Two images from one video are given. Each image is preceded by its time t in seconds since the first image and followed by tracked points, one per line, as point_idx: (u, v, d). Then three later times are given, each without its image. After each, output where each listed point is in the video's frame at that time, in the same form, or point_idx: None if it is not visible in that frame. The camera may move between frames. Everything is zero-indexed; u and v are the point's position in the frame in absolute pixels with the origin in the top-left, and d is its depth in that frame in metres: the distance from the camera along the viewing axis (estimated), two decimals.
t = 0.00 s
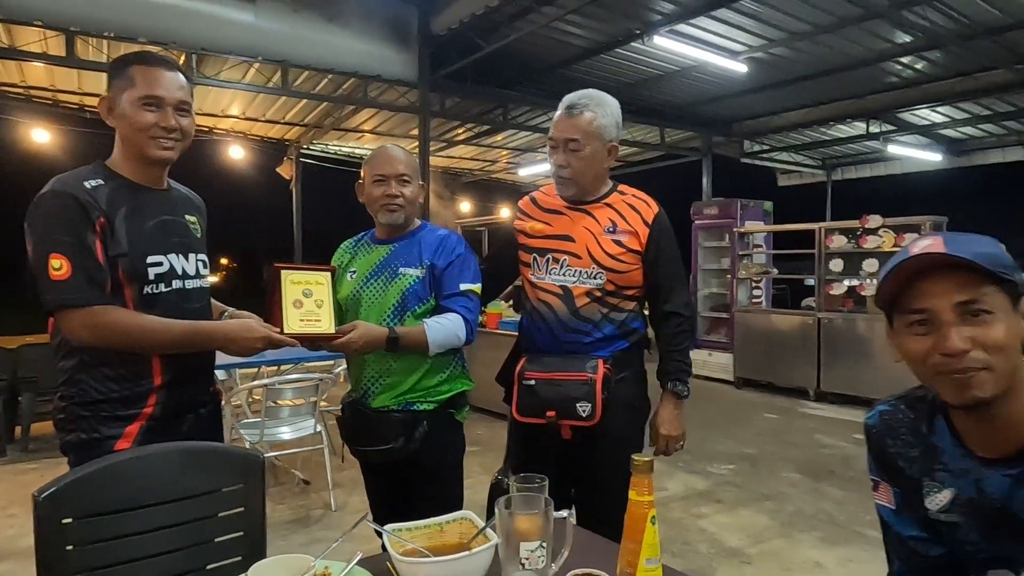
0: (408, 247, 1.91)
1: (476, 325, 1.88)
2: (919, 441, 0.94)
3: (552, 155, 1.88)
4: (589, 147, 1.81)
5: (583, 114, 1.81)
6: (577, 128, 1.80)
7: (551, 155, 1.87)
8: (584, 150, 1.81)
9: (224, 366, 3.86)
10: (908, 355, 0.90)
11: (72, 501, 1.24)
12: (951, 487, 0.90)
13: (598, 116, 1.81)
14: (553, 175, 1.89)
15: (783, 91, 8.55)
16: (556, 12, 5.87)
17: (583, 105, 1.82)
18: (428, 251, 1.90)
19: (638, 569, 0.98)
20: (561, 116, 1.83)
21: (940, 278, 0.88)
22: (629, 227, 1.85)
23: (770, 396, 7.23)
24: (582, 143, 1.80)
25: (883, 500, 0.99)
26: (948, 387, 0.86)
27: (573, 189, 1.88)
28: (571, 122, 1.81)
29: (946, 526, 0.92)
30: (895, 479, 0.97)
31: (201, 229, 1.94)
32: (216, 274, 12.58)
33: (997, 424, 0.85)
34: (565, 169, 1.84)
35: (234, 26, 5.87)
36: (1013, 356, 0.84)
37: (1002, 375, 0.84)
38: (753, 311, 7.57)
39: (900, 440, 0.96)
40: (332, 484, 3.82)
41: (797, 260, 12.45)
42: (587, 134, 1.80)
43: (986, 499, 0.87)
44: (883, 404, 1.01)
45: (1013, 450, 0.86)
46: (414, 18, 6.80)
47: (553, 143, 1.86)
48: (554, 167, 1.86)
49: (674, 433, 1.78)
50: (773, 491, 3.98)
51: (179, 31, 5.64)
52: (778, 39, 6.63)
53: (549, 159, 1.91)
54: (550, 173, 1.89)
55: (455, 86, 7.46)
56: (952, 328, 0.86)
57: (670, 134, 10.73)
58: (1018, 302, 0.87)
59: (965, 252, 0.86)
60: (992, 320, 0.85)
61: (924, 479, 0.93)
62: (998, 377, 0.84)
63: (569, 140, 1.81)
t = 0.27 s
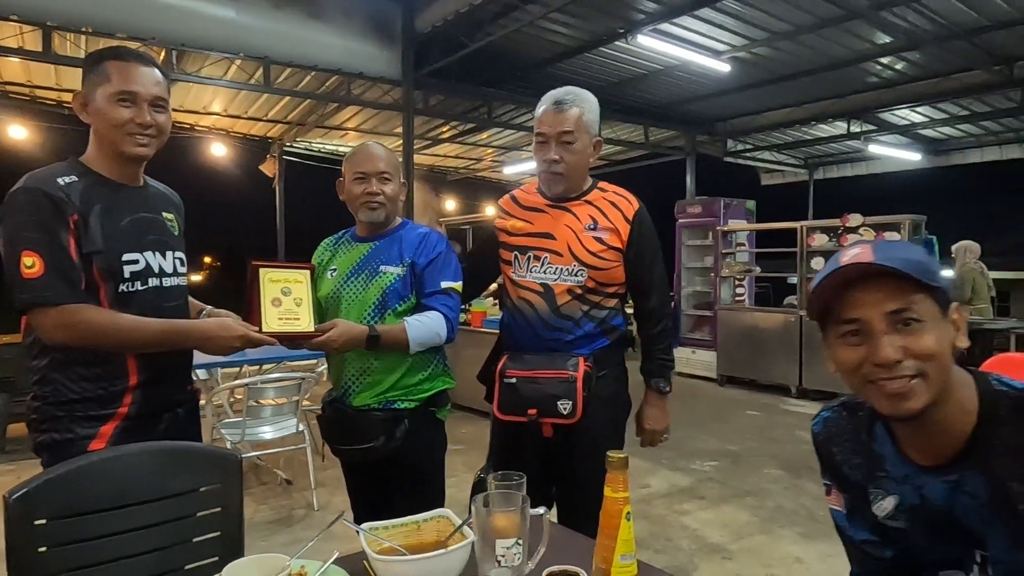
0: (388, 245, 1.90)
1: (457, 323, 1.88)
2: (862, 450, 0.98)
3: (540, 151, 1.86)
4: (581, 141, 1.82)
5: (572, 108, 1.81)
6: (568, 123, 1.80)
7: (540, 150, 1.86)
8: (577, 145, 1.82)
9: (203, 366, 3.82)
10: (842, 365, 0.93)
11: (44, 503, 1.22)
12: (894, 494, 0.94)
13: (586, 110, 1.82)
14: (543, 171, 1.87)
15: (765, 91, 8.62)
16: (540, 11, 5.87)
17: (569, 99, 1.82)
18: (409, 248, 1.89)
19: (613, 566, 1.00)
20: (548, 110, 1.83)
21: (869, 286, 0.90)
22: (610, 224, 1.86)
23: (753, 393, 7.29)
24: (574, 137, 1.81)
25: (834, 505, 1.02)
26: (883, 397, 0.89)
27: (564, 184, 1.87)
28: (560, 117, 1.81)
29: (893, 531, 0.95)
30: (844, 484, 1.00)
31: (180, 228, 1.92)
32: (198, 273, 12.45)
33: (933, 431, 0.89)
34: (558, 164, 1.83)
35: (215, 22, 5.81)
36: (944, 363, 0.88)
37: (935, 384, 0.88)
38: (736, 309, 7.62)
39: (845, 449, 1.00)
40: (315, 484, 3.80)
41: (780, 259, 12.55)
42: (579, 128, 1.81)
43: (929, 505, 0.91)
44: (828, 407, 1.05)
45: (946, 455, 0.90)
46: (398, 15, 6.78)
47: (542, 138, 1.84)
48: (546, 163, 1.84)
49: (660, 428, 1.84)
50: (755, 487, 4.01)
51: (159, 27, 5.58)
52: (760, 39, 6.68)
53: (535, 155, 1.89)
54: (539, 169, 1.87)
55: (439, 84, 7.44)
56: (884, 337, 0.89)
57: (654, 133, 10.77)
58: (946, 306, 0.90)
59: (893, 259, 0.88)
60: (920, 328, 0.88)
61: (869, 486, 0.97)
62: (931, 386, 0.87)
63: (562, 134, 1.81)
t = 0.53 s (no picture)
0: (371, 242, 1.88)
1: (441, 322, 1.87)
2: (822, 457, 1.09)
3: (528, 146, 1.84)
4: (569, 135, 1.83)
5: (559, 102, 1.81)
6: (556, 117, 1.80)
7: (529, 145, 1.83)
8: (566, 139, 1.82)
9: (186, 365, 3.78)
10: (798, 372, 1.03)
11: (16, 505, 1.20)
12: (851, 501, 1.05)
13: (571, 105, 1.83)
14: (532, 166, 1.85)
15: (751, 91, 8.67)
16: (526, 9, 5.87)
17: (555, 94, 1.82)
18: (392, 246, 1.88)
19: (593, 562, 1.00)
20: (533, 105, 1.82)
21: (822, 297, 1.00)
22: (592, 221, 1.86)
23: (738, 391, 7.33)
24: (564, 131, 1.81)
25: (802, 509, 1.13)
26: (837, 404, 1.00)
27: (554, 179, 1.86)
28: (549, 111, 1.80)
29: (855, 534, 1.07)
30: (807, 490, 1.11)
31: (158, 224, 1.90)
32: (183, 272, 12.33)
33: (885, 436, 1.00)
34: (550, 158, 1.82)
35: (198, 18, 5.76)
36: (891, 370, 0.98)
37: (885, 389, 0.98)
38: (722, 307, 7.66)
39: (806, 456, 1.11)
40: (299, 483, 3.78)
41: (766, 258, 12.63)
42: (567, 122, 1.82)
43: (885, 509, 1.02)
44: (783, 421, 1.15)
45: (897, 461, 1.01)
46: (384, 13, 6.76)
47: (530, 134, 1.82)
48: (537, 158, 1.82)
49: (628, 425, 1.87)
50: (740, 485, 4.03)
51: (141, 22, 5.53)
52: (746, 39, 6.71)
53: (521, 150, 1.86)
54: (528, 164, 1.85)
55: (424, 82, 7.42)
56: (836, 345, 0.98)
57: (640, 132, 10.80)
58: (892, 316, 1.00)
59: (843, 273, 0.97)
60: (870, 336, 0.98)
61: (829, 492, 1.08)
62: (880, 392, 0.98)
63: (552, 129, 1.80)
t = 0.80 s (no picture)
0: (357, 239, 1.87)
1: (427, 319, 1.86)
2: (804, 454, 1.10)
3: (517, 142, 1.82)
4: (557, 131, 1.82)
5: (546, 98, 1.81)
6: (545, 113, 1.80)
7: (518, 142, 1.82)
8: (555, 134, 1.82)
9: (171, 364, 3.74)
10: (780, 373, 1.02)
11: None
12: (834, 498, 1.06)
13: (558, 101, 1.83)
14: (521, 162, 1.83)
15: (740, 89, 8.70)
16: (514, 6, 5.86)
17: (541, 90, 1.82)
18: (377, 243, 1.86)
19: (577, 561, 0.99)
20: (521, 100, 1.80)
21: (803, 297, 0.99)
22: (579, 218, 1.86)
23: (727, 389, 7.36)
24: (553, 126, 1.81)
25: (787, 506, 1.15)
26: (819, 404, 0.99)
27: (543, 174, 1.85)
28: (537, 107, 1.79)
29: (838, 531, 1.07)
30: (792, 488, 1.12)
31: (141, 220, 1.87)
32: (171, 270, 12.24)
33: (866, 435, 1.00)
34: (540, 154, 1.81)
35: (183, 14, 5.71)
36: (872, 370, 0.98)
37: (865, 389, 0.98)
38: (711, 305, 7.69)
39: (789, 454, 1.12)
40: (286, 483, 3.75)
41: (755, 256, 12.69)
42: (555, 118, 1.82)
43: (866, 506, 1.03)
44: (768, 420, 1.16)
45: (877, 458, 1.01)
46: (372, 10, 6.73)
47: (520, 130, 1.81)
48: (527, 154, 1.81)
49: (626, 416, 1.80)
50: (729, 482, 4.05)
51: (125, 18, 5.48)
52: (734, 38, 6.73)
53: (510, 147, 1.84)
54: (517, 160, 1.83)
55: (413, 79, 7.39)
56: (817, 346, 0.98)
57: (630, 130, 10.81)
58: (872, 316, 1.00)
59: (822, 273, 0.97)
60: (851, 336, 0.98)
61: (812, 489, 1.08)
62: (860, 392, 0.97)
63: (541, 125, 1.79)
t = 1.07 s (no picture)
0: (345, 239, 1.86)
1: (415, 319, 1.85)
2: (805, 446, 1.11)
3: (503, 142, 1.82)
4: (542, 130, 1.83)
5: (530, 97, 1.81)
6: (530, 112, 1.80)
7: (504, 141, 1.81)
8: (540, 134, 1.82)
9: (158, 364, 3.71)
10: (780, 359, 1.03)
11: None
12: (833, 490, 1.07)
13: (542, 100, 1.84)
14: (507, 162, 1.83)
15: (730, 89, 8.73)
16: (505, 4, 5.86)
17: (526, 89, 1.82)
18: (365, 242, 1.85)
19: (563, 562, 0.99)
20: (506, 99, 1.80)
21: (804, 283, 1.00)
22: (566, 216, 1.86)
23: (717, 388, 7.39)
24: (538, 126, 1.81)
25: (781, 500, 1.15)
26: (817, 389, 0.99)
27: (528, 174, 1.85)
28: (522, 106, 1.79)
29: (834, 524, 1.08)
30: (789, 482, 1.13)
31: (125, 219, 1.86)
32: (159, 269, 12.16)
33: (866, 424, 1.01)
34: (526, 154, 1.81)
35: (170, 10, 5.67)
36: (871, 357, 0.98)
37: (863, 376, 0.98)
38: (701, 304, 7.72)
39: (789, 446, 1.13)
40: (275, 483, 3.73)
41: (745, 255, 12.74)
42: (540, 117, 1.82)
43: (865, 498, 1.04)
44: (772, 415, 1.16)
45: (879, 449, 1.02)
46: (362, 8, 6.71)
47: (505, 129, 1.80)
48: (513, 153, 1.80)
49: (614, 414, 1.80)
50: (718, 480, 4.06)
51: (112, 14, 5.43)
52: (724, 37, 6.75)
53: (495, 147, 1.84)
54: (503, 160, 1.83)
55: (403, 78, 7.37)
56: (816, 331, 0.98)
57: (620, 129, 10.82)
58: (873, 305, 1.00)
59: (825, 259, 0.98)
60: (850, 322, 0.98)
61: (811, 482, 1.09)
62: (860, 378, 0.98)
63: (527, 124, 1.79)
